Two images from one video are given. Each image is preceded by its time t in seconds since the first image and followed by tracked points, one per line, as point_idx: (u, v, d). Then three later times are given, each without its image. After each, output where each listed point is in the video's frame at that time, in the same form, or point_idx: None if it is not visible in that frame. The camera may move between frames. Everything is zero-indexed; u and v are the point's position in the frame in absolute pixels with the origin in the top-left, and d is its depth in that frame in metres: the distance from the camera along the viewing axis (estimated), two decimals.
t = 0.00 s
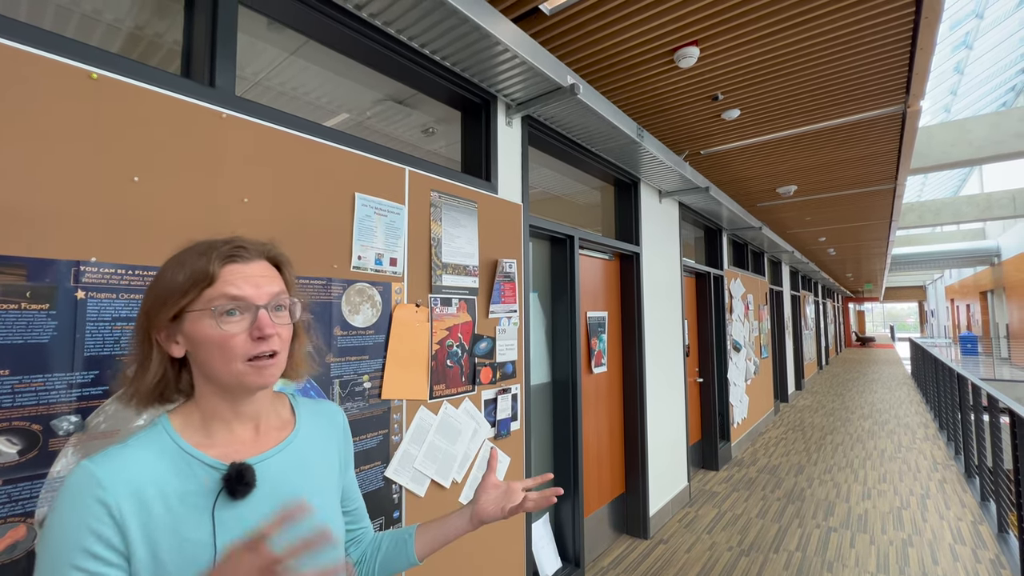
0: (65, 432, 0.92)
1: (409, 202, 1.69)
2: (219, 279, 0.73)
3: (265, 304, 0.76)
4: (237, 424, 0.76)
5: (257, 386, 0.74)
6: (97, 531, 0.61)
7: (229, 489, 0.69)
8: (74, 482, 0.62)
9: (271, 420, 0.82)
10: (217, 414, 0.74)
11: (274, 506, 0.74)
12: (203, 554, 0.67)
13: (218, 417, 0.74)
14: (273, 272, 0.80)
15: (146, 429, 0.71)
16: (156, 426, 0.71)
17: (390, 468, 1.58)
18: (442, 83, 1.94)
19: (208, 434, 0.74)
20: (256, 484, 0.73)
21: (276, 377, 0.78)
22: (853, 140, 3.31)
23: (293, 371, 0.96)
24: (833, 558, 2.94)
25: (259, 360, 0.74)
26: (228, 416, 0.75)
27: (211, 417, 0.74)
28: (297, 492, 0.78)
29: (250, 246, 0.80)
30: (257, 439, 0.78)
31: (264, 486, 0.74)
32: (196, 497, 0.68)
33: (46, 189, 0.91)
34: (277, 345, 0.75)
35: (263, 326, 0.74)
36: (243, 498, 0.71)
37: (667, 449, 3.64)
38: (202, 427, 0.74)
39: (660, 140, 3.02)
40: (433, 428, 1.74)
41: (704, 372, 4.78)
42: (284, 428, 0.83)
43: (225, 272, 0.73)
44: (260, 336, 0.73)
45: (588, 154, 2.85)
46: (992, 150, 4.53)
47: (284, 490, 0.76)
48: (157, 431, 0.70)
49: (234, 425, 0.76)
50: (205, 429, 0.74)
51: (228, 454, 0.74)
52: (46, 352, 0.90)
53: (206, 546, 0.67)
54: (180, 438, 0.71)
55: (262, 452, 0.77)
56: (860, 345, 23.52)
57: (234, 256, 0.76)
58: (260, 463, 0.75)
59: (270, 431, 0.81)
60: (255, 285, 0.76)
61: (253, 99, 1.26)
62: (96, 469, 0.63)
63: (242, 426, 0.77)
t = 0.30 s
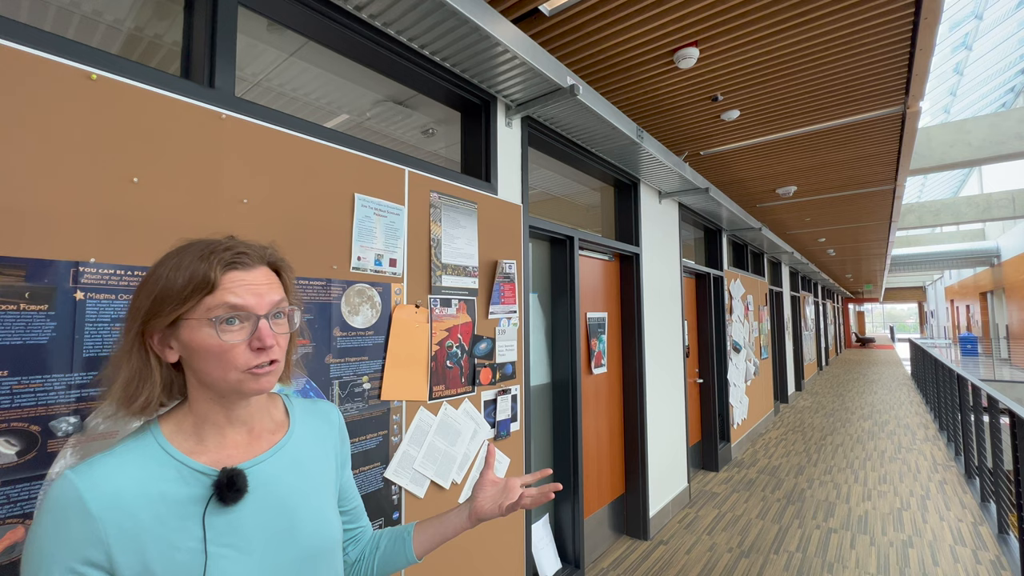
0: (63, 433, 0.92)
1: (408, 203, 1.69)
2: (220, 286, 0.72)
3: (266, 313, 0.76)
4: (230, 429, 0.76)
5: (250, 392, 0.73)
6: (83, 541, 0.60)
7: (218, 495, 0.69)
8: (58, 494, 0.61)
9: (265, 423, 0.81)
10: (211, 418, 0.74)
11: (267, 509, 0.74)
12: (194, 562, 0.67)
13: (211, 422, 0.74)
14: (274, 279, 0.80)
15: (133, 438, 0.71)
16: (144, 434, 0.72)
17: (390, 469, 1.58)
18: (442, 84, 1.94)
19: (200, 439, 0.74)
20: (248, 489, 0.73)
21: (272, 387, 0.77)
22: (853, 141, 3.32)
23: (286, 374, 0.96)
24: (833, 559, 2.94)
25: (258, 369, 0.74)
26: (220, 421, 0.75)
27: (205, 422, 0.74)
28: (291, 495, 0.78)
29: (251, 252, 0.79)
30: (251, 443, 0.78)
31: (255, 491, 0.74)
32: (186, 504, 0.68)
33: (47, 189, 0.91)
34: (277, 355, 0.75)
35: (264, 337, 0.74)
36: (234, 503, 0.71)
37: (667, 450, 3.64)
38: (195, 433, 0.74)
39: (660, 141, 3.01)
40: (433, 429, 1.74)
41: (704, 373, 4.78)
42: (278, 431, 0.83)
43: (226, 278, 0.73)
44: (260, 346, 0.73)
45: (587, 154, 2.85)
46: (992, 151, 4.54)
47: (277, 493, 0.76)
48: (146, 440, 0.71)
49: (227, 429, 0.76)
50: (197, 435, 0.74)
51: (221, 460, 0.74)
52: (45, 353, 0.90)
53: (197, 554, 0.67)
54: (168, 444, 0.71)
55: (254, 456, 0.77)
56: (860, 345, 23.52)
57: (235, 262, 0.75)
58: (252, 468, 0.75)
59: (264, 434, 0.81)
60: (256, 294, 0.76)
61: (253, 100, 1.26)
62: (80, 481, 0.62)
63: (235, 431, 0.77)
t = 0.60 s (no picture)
0: (63, 434, 0.92)
1: (408, 204, 1.69)
2: (219, 286, 0.72)
3: (265, 313, 0.76)
4: (233, 430, 0.76)
5: (252, 391, 0.73)
6: (86, 544, 0.60)
7: (221, 498, 0.69)
8: (62, 496, 0.61)
9: (267, 424, 0.81)
10: (213, 419, 0.74)
11: (269, 512, 0.74)
12: (196, 564, 0.67)
13: (213, 423, 0.74)
14: (274, 279, 0.80)
15: (136, 437, 0.71)
16: (146, 433, 0.72)
17: (390, 470, 1.58)
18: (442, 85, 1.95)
19: (203, 441, 0.74)
20: (251, 492, 0.73)
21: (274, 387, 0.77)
22: (852, 142, 3.32)
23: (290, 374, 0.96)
24: (833, 560, 2.94)
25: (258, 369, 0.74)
26: (223, 422, 0.75)
27: (207, 423, 0.74)
28: (294, 498, 0.78)
29: (251, 251, 0.79)
30: (254, 444, 0.78)
31: (259, 493, 0.74)
32: (189, 507, 0.68)
33: (46, 190, 0.91)
34: (277, 355, 0.75)
35: (263, 337, 0.74)
36: (238, 506, 0.71)
37: (667, 451, 3.64)
38: (197, 435, 0.74)
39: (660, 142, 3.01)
40: (433, 430, 1.74)
41: (704, 374, 4.78)
42: (281, 433, 0.83)
43: (226, 278, 0.73)
44: (260, 347, 0.73)
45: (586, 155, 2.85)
46: (991, 152, 4.55)
47: (280, 495, 0.76)
48: (149, 440, 0.71)
49: (229, 431, 0.75)
50: (199, 436, 0.74)
51: (223, 463, 0.73)
52: (45, 354, 0.90)
53: (200, 556, 0.67)
54: (171, 445, 0.71)
55: (258, 458, 0.77)
56: (860, 346, 23.52)
57: (235, 262, 0.75)
58: (256, 470, 0.75)
59: (266, 436, 0.80)
60: (256, 294, 0.76)
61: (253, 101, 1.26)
62: (83, 484, 0.62)
63: (237, 432, 0.76)
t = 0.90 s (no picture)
0: (63, 435, 0.92)
1: (408, 205, 1.69)
2: (229, 285, 0.73)
3: (274, 313, 0.76)
4: (236, 430, 0.76)
5: (257, 390, 0.73)
6: (91, 542, 0.60)
7: (226, 497, 0.69)
8: (67, 494, 0.61)
9: (271, 425, 0.81)
10: (215, 419, 0.74)
11: (272, 513, 0.74)
12: (200, 564, 0.67)
13: (217, 422, 0.74)
14: (282, 279, 0.81)
15: (141, 436, 0.71)
16: (152, 431, 0.72)
17: (390, 471, 1.58)
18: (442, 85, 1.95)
19: (207, 441, 0.74)
20: (255, 492, 0.73)
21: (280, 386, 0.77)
22: (852, 143, 3.32)
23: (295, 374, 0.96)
24: (833, 560, 2.94)
25: (266, 368, 0.74)
26: (227, 421, 0.75)
27: (209, 423, 0.74)
28: (297, 498, 0.78)
29: (261, 252, 0.80)
30: (258, 444, 0.78)
31: (262, 494, 0.74)
32: (193, 506, 0.68)
33: (45, 189, 0.91)
34: (284, 354, 0.75)
35: (272, 336, 0.74)
36: (241, 506, 0.71)
37: (667, 451, 3.64)
38: (201, 434, 0.74)
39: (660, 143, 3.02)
40: (433, 430, 1.74)
41: (704, 375, 4.78)
42: (284, 433, 0.83)
43: (237, 277, 0.73)
44: (268, 346, 0.73)
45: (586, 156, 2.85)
46: (991, 153, 4.55)
47: (282, 496, 0.76)
48: (154, 439, 0.71)
49: (233, 431, 0.75)
50: (203, 436, 0.74)
51: (227, 462, 0.73)
52: (44, 355, 0.90)
53: (203, 556, 0.67)
54: (175, 444, 0.71)
55: (261, 458, 0.77)
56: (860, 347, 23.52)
57: (245, 262, 0.76)
58: (260, 470, 0.75)
59: (270, 436, 0.81)
60: (266, 293, 0.76)
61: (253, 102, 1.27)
62: (88, 482, 0.62)
63: (242, 432, 0.77)
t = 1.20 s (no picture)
0: (62, 435, 0.92)
1: (408, 205, 1.69)
2: (231, 284, 0.73)
3: (275, 311, 0.76)
4: (236, 430, 0.76)
5: (257, 389, 0.73)
6: (92, 541, 0.60)
7: (226, 497, 0.69)
8: (67, 492, 0.61)
9: (271, 425, 0.81)
10: (215, 419, 0.74)
11: (271, 513, 0.74)
12: (200, 564, 0.67)
13: (217, 422, 0.74)
14: (283, 279, 0.81)
15: (141, 436, 0.71)
16: (151, 431, 0.72)
17: (390, 471, 1.58)
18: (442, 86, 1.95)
19: (208, 440, 0.74)
20: (255, 492, 0.73)
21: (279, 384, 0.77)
22: (851, 143, 3.33)
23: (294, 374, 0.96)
24: (833, 561, 2.94)
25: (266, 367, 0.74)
26: (227, 420, 0.75)
27: (209, 423, 0.74)
28: (297, 498, 0.78)
29: (263, 252, 0.80)
30: (258, 444, 0.78)
31: (262, 493, 0.74)
32: (194, 505, 0.68)
33: (45, 189, 0.91)
34: (284, 353, 0.75)
35: (272, 334, 0.74)
36: (241, 505, 0.71)
37: (667, 452, 3.64)
38: (202, 434, 0.74)
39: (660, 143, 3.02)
40: (433, 431, 1.74)
41: (703, 375, 4.78)
42: (283, 434, 0.83)
43: (238, 276, 0.74)
44: (269, 344, 0.73)
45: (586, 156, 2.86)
46: (990, 154, 4.56)
47: (282, 496, 0.76)
48: (155, 438, 0.71)
49: (233, 431, 0.75)
50: (204, 436, 0.74)
51: (227, 462, 0.73)
52: (44, 355, 0.90)
53: (203, 556, 0.67)
54: (176, 444, 0.71)
55: (261, 458, 0.77)
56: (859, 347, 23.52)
57: (246, 261, 0.76)
58: (260, 470, 0.75)
59: (269, 437, 0.80)
60: (267, 292, 0.76)
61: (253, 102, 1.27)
62: (89, 480, 0.62)
63: (242, 432, 0.77)
